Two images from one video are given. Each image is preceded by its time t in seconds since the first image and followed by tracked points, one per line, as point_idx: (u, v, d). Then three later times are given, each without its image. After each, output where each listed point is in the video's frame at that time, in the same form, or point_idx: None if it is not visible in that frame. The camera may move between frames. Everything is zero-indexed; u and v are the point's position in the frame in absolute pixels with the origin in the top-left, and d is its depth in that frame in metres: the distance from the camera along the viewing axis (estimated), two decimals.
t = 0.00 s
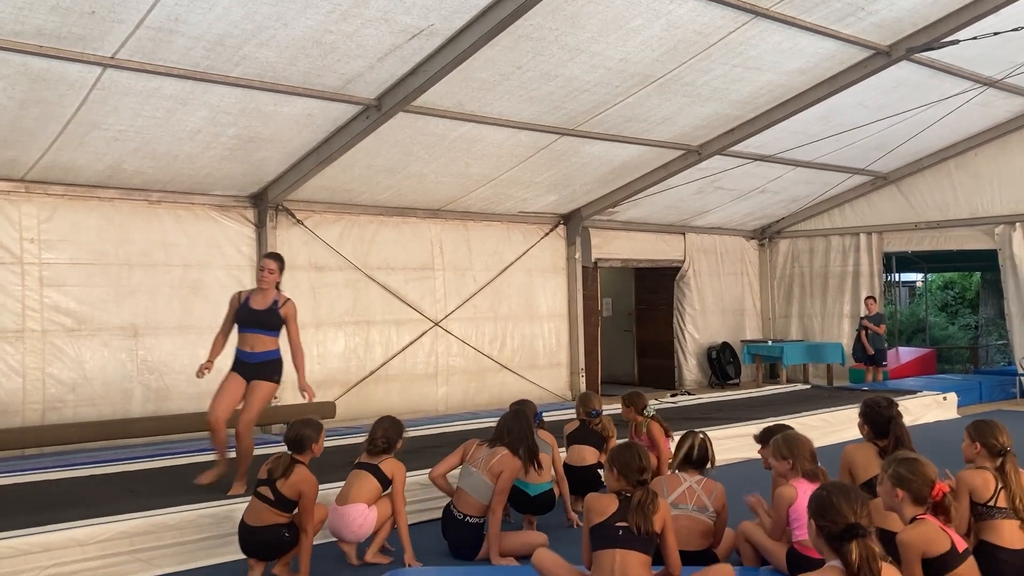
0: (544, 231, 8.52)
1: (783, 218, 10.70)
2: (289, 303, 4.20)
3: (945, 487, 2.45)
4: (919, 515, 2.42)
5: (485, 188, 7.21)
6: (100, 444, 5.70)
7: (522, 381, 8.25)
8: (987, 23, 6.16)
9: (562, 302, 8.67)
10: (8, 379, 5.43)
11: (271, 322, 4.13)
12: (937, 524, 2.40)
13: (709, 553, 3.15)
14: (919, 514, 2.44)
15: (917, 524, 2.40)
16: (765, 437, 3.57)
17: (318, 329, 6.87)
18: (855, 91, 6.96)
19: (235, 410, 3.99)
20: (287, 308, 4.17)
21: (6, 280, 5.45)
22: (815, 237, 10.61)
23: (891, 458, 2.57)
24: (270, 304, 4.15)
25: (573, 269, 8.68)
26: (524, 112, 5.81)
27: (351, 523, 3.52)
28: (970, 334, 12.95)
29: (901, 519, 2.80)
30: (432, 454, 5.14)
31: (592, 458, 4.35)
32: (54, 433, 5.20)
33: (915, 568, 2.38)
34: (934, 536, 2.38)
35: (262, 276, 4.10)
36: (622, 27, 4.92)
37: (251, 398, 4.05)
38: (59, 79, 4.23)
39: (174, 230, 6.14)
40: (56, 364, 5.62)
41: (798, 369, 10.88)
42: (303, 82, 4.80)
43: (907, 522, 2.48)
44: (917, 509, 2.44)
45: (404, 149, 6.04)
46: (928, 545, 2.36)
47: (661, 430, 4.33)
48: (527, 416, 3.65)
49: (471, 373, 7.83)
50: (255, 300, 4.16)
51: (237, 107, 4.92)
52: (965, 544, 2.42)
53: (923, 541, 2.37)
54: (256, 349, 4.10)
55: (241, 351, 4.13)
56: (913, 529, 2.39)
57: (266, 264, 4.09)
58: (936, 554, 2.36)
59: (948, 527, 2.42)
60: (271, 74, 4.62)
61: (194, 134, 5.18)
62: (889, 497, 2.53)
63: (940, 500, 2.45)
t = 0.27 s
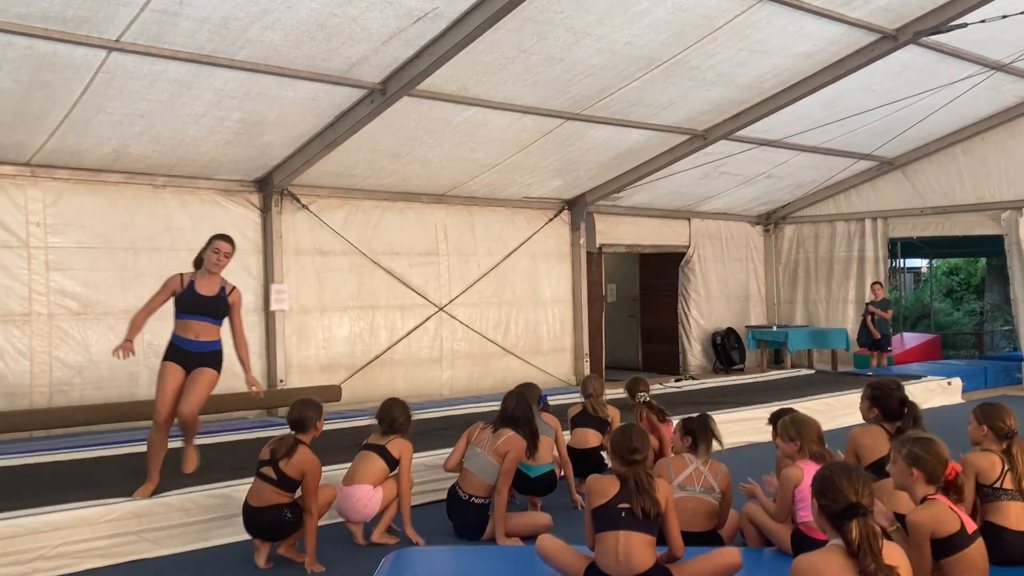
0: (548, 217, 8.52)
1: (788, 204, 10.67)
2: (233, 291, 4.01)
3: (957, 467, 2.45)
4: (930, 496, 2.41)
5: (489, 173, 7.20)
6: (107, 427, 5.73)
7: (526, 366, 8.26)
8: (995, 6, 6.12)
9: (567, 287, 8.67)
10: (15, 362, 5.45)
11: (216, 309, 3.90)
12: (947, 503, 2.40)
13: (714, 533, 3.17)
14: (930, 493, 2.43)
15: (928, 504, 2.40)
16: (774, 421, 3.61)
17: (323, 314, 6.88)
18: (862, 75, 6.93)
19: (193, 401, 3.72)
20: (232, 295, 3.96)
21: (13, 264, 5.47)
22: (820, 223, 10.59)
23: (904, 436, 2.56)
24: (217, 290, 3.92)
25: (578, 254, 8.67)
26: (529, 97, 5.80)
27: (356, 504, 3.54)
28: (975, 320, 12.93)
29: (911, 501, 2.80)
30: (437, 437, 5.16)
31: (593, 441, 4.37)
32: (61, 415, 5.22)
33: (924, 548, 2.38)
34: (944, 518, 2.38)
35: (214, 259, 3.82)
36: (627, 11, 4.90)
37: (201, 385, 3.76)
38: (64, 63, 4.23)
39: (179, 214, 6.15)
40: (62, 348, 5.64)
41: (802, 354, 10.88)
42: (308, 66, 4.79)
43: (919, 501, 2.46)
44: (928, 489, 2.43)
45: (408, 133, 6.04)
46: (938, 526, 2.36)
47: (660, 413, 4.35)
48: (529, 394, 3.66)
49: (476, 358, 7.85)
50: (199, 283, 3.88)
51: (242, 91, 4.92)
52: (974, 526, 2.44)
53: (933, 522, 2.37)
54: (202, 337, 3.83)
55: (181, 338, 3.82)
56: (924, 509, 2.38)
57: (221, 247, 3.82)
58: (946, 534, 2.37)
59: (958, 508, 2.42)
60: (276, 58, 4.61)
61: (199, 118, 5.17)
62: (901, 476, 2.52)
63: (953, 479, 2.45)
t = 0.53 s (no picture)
0: (549, 204, 8.50)
1: (790, 191, 10.65)
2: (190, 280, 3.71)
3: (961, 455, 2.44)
4: (934, 483, 2.41)
5: (490, 160, 7.18)
6: (108, 413, 5.74)
7: (527, 354, 8.26)
8: None
9: (568, 274, 8.67)
10: (16, 349, 5.45)
11: (184, 297, 3.61)
12: (951, 491, 2.39)
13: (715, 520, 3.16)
14: (933, 481, 2.43)
15: (932, 492, 2.39)
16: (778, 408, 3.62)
17: (324, 301, 6.88)
18: (865, 61, 6.90)
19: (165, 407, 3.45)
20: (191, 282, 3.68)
21: (14, 251, 5.46)
22: (822, 210, 10.57)
23: (908, 423, 2.55)
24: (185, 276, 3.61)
25: (579, 242, 8.66)
26: (530, 83, 5.78)
27: (356, 491, 3.54)
28: (977, 307, 12.91)
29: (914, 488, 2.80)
30: (438, 424, 5.16)
31: (592, 428, 4.40)
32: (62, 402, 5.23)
33: (927, 535, 2.38)
34: (949, 505, 2.37)
35: (195, 245, 3.53)
36: None
37: (164, 391, 3.45)
38: (63, 49, 4.21)
39: (180, 201, 6.14)
40: (63, 335, 5.64)
41: (803, 342, 10.88)
42: (308, 52, 4.77)
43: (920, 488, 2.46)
44: (931, 476, 2.43)
45: (409, 120, 6.02)
46: (942, 514, 2.36)
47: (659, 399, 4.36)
48: (530, 379, 3.64)
49: (477, 345, 7.85)
50: (170, 266, 3.54)
51: (242, 77, 4.90)
52: (977, 513, 2.44)
53: (937, 509, 2.36)
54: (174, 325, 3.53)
55: (150, 324, 3.43)
56: (927, 497, 2.38)
57: (202, 232, 3.56)
58: (950, 522, 2.37)
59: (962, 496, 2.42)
60: (276, 44, 4.60)
61: (199, 104, 5.16)
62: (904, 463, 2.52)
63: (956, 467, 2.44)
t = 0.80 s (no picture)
0: (550, 192, 8.49)
1: (790, 179, 10.63)
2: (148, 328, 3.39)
3: (960, 442, 2.44)
4: (934, 470, 2.41)
5: (491, 148, 7.16)
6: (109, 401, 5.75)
7: (527, 342, 8.27)
8: None
9: (568, 263, 8.67)
10: (17, 337, 5.46)
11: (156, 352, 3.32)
12: (951, 478, 2.40)
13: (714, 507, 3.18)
14: (933, 467, 2.43)
15: (932, 479, 2.40)
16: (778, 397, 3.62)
17: (324, 290, 6.88)
18: (866, 49, 6.88)
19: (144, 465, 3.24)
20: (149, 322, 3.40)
21: (14, 239, 5.46)
22: (823, 199, 10.55)
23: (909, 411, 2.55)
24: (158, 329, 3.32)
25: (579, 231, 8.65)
26: (531, 71, 5.76)
27: (359, 475, 3.55)
28: (977, 296, 12.91)
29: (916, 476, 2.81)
30: (438, 412, 5.17)
31: (589, 415, 4.39)
32: (63, 390, 5.23)
33: (926, 521, 2.38)
34: (949, 492, 2.38)
35: (178, 298, 3.29)
36: None
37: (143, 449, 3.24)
38: (63, 36, 4.20)
39: (180, 189, 6.14)
40: (64, 322, 5.64)
41: (804, 331, 10.88)
42: (309, 40, 4.76)
43: (921, 475, 2.46)
44: (931, 463, 2.44)
45: (409, 108, 6.00)
46: (942, 501, 2.37)
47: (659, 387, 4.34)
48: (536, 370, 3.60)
49: (477, 334, 7.86)
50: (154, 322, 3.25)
51: (243, 65, 4.89)
52: (977, 500, 2.44)
53: (937, 495, 2.37)
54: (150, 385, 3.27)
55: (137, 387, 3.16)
56: (926, 484, 2.39)
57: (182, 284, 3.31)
58: (949, 508, 2.37)
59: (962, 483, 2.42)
60: (277, 31, 4.58)
61: (199, 92, 5.15)
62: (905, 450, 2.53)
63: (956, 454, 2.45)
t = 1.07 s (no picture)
0: (549, 181, 8.48)
1: (790, 168, 10.62)
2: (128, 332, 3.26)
3: (961, 431, 2.44)
4: (932, 458, 2.42)
5: (490, 137, 7.15)
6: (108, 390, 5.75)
7: (527, 332, 8.27)
8: None
9: (568, 252, 8.66)
10: (16, 326, 5.46)
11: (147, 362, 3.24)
12: (949, 466, 2.40)
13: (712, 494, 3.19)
14: (932, 456, 2.44)
15: (930, 468, 2.40)
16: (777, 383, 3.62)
17: (324, 279, 6.88)
18: (867, 38, 6.86)
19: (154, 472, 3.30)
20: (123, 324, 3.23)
21: (13, 228, 5.46)
22: (823, 188, 10.54)
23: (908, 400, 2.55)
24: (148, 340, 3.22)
25: (579, 220, 8.64)
26: (530, 59, 5.74)
27: (357, 464, 3.57)
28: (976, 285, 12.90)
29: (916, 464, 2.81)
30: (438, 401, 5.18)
31: (586, 403, 4.43)
32: (63, 379, 5.24)
33: (924, 509, 2.39)
34: (947, 480, 2.38)
35: (174, 315, 3.19)
36: None
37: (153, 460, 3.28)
38: (61, 24, 4.18)
39: (179, 178, 6.13)
40: (63, 312, 5.65)
41: (803, 320, 10.89)
42: (307, 28, 4.75)
43: (921, 463, 2.47)
44: (930, 451, 2.44)
45: (408, 97, 5.98)
46: (940, 489, 2.37)
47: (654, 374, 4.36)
48: (545, 365, 3.65)
49: (477, 323, 7.86)
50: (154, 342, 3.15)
51: (241, 53, 4.87)
52: (976, 488, 2.44)
53: (935, 483, 2.37)
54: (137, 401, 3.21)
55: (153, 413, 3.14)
56: (925, 472, 2.39)
57: (179, 304, 3.21)
58: (948, 496, 2.37)
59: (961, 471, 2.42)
60: (276, 19, 4.57)
61: (198, 80, 5.13)
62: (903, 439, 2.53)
63: (956, 442, 2.44)
